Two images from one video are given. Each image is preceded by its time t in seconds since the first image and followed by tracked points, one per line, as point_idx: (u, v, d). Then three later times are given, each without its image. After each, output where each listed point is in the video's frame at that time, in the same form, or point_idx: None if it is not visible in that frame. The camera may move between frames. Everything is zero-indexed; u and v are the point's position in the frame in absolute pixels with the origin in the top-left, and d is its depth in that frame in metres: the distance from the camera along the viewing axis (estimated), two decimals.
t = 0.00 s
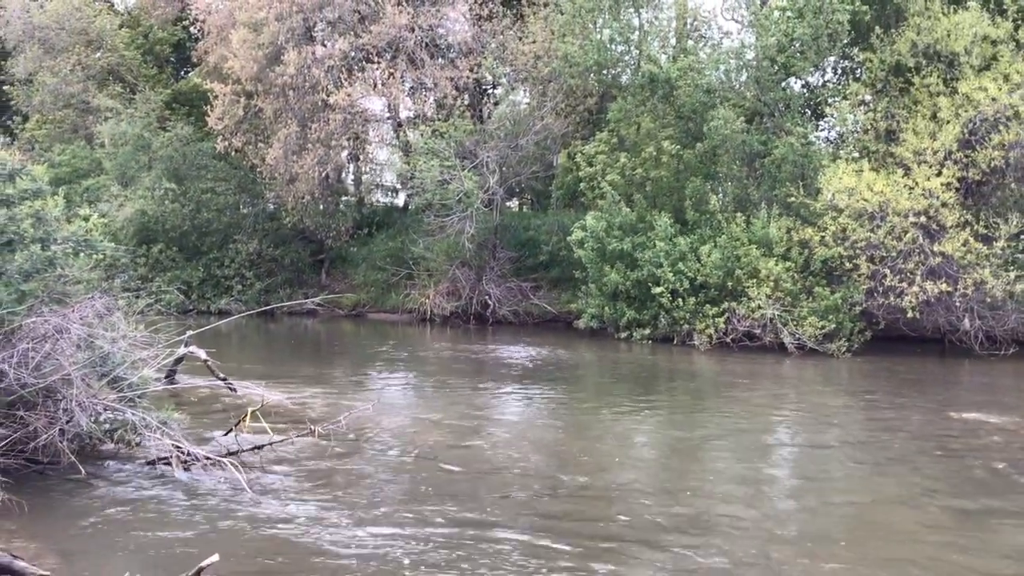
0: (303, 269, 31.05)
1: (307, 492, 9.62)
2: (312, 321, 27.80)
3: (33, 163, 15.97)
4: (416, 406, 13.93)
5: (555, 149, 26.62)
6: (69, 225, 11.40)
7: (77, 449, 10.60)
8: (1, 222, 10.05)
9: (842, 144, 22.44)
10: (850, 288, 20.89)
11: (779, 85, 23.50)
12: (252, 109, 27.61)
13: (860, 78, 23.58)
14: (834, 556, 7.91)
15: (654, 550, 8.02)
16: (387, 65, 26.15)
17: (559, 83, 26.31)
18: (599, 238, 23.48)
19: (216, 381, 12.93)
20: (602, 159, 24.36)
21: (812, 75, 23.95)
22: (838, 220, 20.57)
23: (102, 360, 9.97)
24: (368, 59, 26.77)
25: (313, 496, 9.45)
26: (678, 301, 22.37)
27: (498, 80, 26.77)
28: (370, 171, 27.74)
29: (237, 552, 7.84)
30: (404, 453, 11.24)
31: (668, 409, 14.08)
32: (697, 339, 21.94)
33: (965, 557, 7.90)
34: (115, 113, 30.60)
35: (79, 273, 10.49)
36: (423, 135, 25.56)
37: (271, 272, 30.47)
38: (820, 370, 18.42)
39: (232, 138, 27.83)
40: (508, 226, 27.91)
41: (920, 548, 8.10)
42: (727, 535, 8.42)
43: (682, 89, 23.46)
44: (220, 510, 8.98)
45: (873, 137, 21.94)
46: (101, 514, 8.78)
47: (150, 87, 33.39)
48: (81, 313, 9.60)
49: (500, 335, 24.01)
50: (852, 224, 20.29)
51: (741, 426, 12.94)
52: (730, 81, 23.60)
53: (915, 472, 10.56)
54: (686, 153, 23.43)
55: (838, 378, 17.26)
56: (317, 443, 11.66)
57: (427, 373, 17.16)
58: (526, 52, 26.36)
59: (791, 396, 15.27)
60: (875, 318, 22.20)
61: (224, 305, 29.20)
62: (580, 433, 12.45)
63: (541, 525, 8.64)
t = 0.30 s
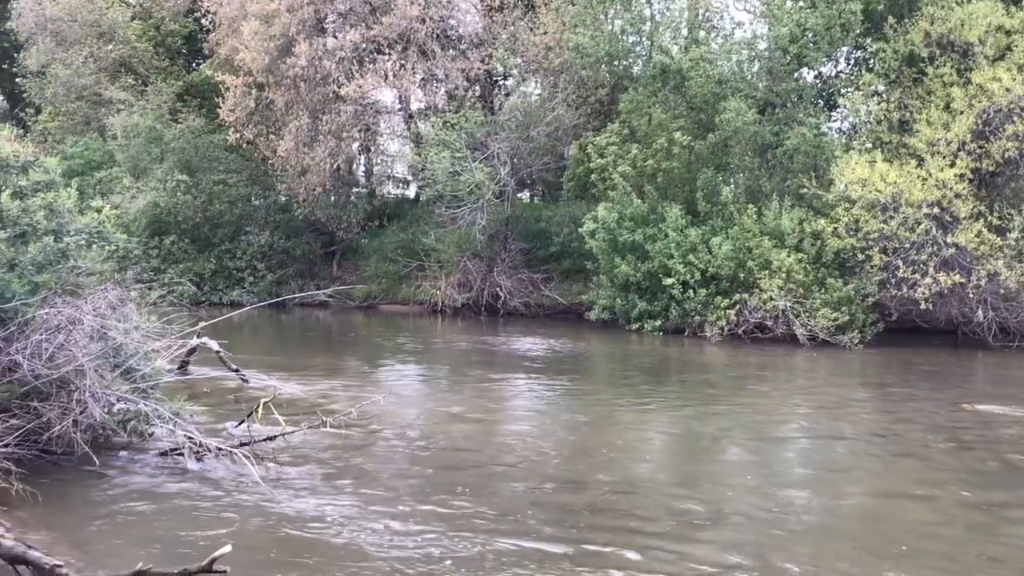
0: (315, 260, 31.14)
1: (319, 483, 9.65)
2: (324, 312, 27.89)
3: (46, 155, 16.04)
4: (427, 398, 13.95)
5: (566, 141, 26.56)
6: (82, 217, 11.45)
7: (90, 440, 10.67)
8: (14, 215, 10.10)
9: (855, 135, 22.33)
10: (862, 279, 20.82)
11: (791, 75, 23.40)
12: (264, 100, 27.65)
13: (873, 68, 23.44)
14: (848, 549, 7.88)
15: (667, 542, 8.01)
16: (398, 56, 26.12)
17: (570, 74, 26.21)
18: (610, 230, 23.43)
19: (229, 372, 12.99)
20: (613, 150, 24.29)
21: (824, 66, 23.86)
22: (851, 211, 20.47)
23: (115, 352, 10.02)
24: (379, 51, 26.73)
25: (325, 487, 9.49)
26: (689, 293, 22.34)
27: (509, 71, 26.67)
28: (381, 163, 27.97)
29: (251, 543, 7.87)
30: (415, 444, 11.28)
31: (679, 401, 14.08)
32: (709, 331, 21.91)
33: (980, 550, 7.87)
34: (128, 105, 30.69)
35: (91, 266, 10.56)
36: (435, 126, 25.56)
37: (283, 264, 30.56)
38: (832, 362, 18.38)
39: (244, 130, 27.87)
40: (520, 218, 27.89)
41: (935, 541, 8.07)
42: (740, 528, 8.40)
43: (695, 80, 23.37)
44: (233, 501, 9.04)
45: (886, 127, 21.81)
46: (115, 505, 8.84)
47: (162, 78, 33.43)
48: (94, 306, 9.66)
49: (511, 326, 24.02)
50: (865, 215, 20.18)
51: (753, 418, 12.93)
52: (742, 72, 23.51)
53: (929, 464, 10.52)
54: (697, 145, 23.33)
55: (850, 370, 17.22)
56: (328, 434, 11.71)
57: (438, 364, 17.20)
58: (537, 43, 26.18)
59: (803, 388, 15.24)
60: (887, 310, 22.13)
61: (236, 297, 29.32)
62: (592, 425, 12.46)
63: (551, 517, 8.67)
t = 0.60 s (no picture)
0: (330, 249, 31.23)
1: (334, 470, 9.70)
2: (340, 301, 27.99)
3: (62, 143, 16.11)
4: (442, 386, 13.99)
5: (581, 129, 26.47)
6: (98, 205, 11.58)
7: (108, 427, 10.76)
8: (33, 203, 10.12)
9: (873, 123, 22.16)
10: (879, 268, 20.70)
11: (808, 62, 23.24)
12: (279, 89, 27.68)
13: (891, 55, 23.24)
14: (860, 537, 7.88)
15: (678, 530, 8.03)
16: (413, 44, 26.11)
17: (585, 62, 26.08)
18: (625, 219, 23.37)
19: (245, 359, 13.06)
20: (628, 139, 24.20)
21: (842, 53, 23.72)
22: (868, 199, 20.35)
23: (132, 340, 10.13)
24: (394, 39, 26.68)
25: (340, 474, 9.56)
26: (704, 281, 22.29)
27: (524, 59, 26.59)
28: (396, 151, 27.87)
29: (264, 529, 7.94)
30: (430, 432, 11.33)
31: (694, 389, 14.07)
32: (725, 320, 21.86)
33: (996, 539, 7.86)
34: (144, 94, 30.79)
35: (108, 254, 10.72)
36: (450, 115, 25.55)
37: (299, 252, 30.66)
38: (848, 350, 18.31)
39: (260, 119, 27.93)
40: (535, 206, 27.86)
41: (947, 530, 8.05)
42: (752, 516, 8.41)
43: (711, 68, 23.32)
44: (249, 487, 9.11)
45: (904, 115, 21.62)
46: (133, 491, 8.92)
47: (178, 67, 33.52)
48: (112, 294, 9.73)
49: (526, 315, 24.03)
50: (882, 203, 20.05)
51: (768, 406, 12.91)
52: (758, 59, 23.36)
53: (944, 453, 10.48)
54: (713, 133, 23.19)
55: (866, 358, 17.15)
56: (344, 421, 11.77)
57: (453, 353, 17.24)
58: (553, 31, 25.96)
59: (818, 376, 15.20)
60: (904, 299, 22.00)
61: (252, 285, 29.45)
62: (606, 413, 12.48)
63: (565, 504, 8.70)
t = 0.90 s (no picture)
0: (350, 238, 31.32)
1: (355, 457, 9.75)
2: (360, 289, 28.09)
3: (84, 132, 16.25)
4: (463, 374, 14.02)
5: (601, 117, 26.39)
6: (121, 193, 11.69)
7: (131, 414, 10.85)
8: (55, 191, 10.28)
9: (896, 110, 21.96)
10: (902, 257, 20.52)
11: (831, 49, 23.21)
12: (299, 78, 27.73)
13: (914, 41, 23.00)
14: (882, 527, 7.85)
15: (699, 520, 8.01)
16: (433, 31, 26.11)
17: (605, 49, 25.96)
18: (645, 207, 23.30)
19: (266, 347, 13.14)
20: (648, 126, 24.10)
21: (864, 39, 23.66)
22: (890, 186, 20.17)
23: (155, 327, 10.21)
24: (413, 27, 26.66)
25: (360, 461, 9.60)
26: (725, 270, 22.19)
27: (544, 46, 26.49)
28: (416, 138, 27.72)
29: (285, 516, 7.99)
30: (450, 420, 11.36)
31: (715, 378, 14.02)
32: (745, 309, 21.76)
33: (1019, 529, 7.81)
34: (166, 83, 30.96)
35: (131, 242, 10.81)
36: (469, 103, 25.56)
37: (319, 241, 30.77)
38: (871, 339, 18.17)
39: (280, 108, 28.01)
40: (554, 195, 27.81)
41: (971, 519, 8.01)
42: (773, 505, 8.39)
43: (732, 55, 23.19)
44: (271, 474, 9.17)
45: (928, 102, 21.39)
46: (156, 478, 9.01)
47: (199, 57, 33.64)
48: (134, 281, 9.86)
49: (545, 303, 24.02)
50: (905, 191, 19.87)
51: (789, 395, 12.86)
52: (780, 46, 23.21)
53: (967, 443, 10.40)
54: (734, 120, 23.04)
55: (889, 347, 17.03)
56: (364, 409, 11.83)
57: (472, 341, 17.27)
58: (572, 18, 25.95)
59: (840, 365, 15.11)
60: (927, 287, 21.80)
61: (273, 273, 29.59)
62: (625, 401, 12.46)
63: (585, 493, 8.71)
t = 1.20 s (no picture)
0: (375, 228, 31.43)
1: (379, 447, 9.80)
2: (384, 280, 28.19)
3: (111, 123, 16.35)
4: (487, 365, 14.05)
5: (625, 107, 26.26)
6: (148, 183, 11.81)
7: (158, 403, 10.95)
8: (83, 182, 10.45)
9: (924, 99, 21.71)
10: (929, 247, 20.30)
11: (857, 37, 23.17)
12: (324, 69, 27.80)
13: (942, 29, 22.71)
14: (908, 518, 7.81)
15: (723, 511, 7.99)
16: (456, 22, 26.09)
17: (630, 39, 25.80)
18: (669, 197, 23.20)
19: (292, 337, 13.22)
20: (673, 116, 23.99)
21: (892, 27, 23.52)
22: (918, 176, 19.95)
23: (182, 317, 10.25)
24: (437, 17, 26.67)
25: (385, 451, 9.66)
26: (750, 261, 22.06)
27: (568, 36, 26.34)
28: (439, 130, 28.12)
29: (310, 504, 8.05)
30: (474, 410, 11.40)
31: (739, 369, 13.97)
32: (770, 300, 21.63)
33: None
34: (192, 74, 31.17)
35: (157, 232, 10.94)
36: (493, 94, 25.56)
37: (344, 232, 30.90)
38: (897, 330, 18.02)
39: (304, 99, 28.10)
40: (578, 185, 27.72)
41: (998, 511, 7.95)
42: (797, 497, 8.36)
43: (757, 44, 23.03)
44: (295, 463, 9.25)
45: (956, 91, 21.13)
46: (182, 466, 9.09)
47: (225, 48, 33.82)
48: (160, 271, 10.02)
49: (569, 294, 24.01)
50: (933, 180, 19.64)
51: (814, 386, 12.79)
52: (806, 35, 23.00)
53: (996, 435, 10.31)
54: (760, 110, 22.84)
55: (916, 339, 16.87)
56: (389, 399, 11.88)
57: (495, 332, 17.30)
58: (597, 8, 25.79)
59: (867, 356, 14.99)
60: (955, 278, 21.56)
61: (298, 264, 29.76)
62: (649, 392, 12.45)
63: (608, 483, 8.72)
